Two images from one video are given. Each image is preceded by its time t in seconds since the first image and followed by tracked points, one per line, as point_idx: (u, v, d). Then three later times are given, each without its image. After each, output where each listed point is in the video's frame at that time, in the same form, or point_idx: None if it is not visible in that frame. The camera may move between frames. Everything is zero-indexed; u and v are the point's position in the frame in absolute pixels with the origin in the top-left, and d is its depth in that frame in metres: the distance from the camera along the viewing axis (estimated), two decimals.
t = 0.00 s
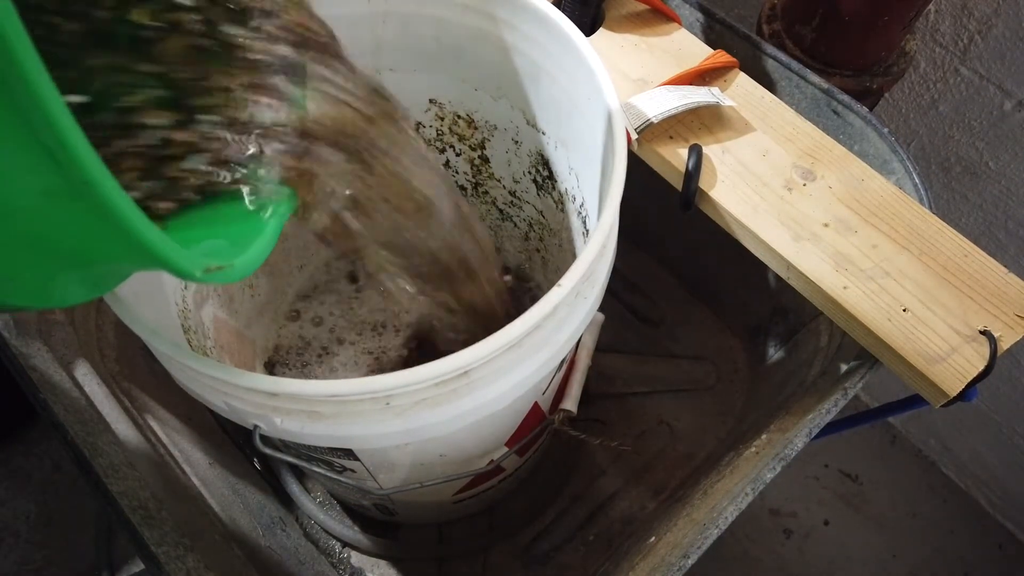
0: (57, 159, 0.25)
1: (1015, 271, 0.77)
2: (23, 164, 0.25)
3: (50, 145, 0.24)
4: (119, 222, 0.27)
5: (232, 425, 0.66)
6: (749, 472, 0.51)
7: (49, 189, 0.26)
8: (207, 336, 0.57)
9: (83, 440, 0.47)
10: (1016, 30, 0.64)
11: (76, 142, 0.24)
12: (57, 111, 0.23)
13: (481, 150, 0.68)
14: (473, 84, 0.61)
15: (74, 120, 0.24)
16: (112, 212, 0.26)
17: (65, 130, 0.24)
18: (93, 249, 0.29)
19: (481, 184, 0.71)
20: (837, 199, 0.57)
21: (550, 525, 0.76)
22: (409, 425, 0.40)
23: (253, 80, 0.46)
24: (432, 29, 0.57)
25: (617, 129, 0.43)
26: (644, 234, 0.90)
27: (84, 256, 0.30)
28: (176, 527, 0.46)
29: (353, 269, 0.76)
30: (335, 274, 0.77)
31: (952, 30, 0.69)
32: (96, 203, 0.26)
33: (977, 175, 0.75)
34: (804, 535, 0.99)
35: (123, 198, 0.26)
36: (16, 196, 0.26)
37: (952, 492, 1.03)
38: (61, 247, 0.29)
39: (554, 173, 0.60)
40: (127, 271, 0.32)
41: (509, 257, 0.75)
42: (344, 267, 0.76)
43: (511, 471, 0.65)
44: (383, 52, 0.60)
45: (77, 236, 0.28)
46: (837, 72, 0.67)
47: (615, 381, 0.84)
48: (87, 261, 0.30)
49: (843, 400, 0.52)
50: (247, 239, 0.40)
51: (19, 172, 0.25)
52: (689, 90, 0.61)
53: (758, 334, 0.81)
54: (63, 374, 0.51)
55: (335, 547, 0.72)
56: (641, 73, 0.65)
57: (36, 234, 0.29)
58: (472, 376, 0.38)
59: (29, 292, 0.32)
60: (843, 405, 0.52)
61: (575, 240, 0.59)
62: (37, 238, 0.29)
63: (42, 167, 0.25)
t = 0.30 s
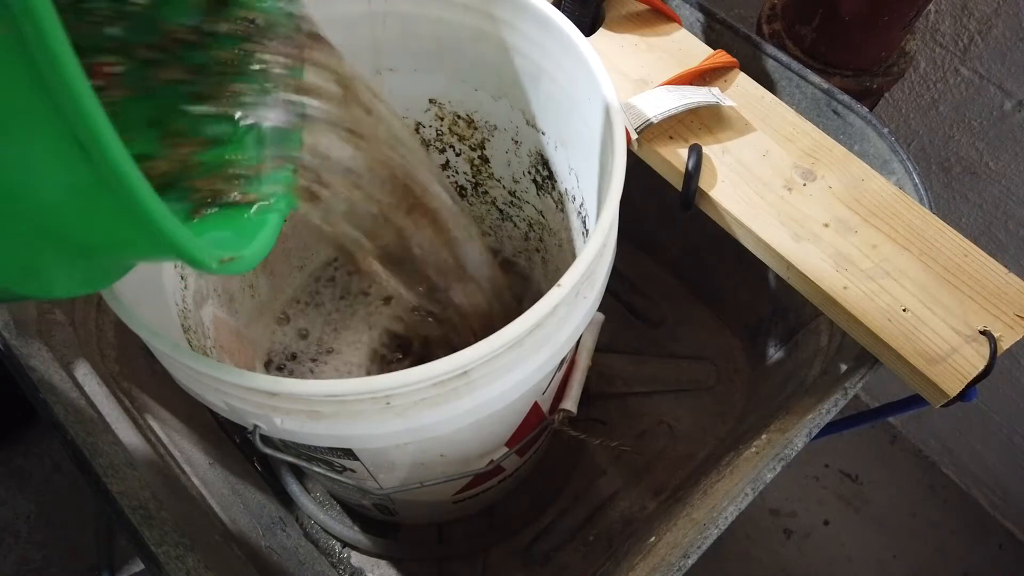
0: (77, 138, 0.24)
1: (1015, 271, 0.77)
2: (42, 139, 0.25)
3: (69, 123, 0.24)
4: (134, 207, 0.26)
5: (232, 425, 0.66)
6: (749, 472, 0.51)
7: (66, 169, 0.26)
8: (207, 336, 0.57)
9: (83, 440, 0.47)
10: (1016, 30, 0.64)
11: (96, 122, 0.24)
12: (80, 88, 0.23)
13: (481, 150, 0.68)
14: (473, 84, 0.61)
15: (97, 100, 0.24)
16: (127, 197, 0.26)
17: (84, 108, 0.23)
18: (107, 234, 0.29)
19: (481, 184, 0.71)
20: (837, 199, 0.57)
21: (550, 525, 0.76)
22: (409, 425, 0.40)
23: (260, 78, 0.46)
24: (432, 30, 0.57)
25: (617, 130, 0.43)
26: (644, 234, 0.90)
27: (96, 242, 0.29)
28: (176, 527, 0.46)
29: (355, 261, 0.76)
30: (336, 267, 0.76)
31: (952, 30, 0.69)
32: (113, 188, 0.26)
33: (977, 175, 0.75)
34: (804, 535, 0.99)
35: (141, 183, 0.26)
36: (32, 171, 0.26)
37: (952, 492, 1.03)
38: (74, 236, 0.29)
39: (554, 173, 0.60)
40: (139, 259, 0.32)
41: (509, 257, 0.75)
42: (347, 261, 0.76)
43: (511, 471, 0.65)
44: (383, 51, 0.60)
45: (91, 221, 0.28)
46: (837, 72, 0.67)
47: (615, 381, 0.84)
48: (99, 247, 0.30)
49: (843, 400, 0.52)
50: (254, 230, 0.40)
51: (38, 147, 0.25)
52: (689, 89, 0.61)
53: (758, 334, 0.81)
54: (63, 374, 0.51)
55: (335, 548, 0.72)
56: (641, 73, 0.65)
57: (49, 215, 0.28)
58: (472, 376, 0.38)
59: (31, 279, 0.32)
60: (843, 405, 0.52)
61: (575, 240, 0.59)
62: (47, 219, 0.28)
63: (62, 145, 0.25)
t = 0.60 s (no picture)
0: (80, 126, 0.24)
1: (1015, 271, 0.77)
2: (46, 124, 0.25)
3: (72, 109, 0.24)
4: (135, 198, 0.26)
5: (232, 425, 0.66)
6: (748, 472, 0.51)
7: (66, 155, 0.26)
8: (207, 336, 0.57)
9: (83, 440, 0.47)
10: (1016, 29, 0.64)
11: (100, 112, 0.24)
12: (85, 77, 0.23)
13: (480, 150, 0.67)
14: (473, 84, 0.61)
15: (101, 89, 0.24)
16: (127, 186, 0.26)
17: (89, 97, 0.23)
18: (104, 220, 0.29)
19: (480, 184, 0.71)
20: (837, 199, 0.57)
21: (550, 525, 0.76)
22: (408, 425, 0.40)
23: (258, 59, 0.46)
24: (432, 30, 0.57)
25: (616, 130, 0.43)
26: (644, 234, 0.90)
27: (93, 227, 0.29)
28: (176, 527, 0.46)
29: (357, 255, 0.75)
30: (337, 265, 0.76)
31: (952, 30, 0.69)
32: (115, 177, 0.26)
33: (977, 175, 0.75)
34: (804, 535, 0.99)
35: (143, 174, 0.26)
36: (33, 155, 0.26)
37: (953, 492, 1.03)
38: (71, 219, 0.29)
39: (554, 173, 0.60)
40: (133, 241, 0.31)
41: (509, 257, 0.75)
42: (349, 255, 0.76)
43: (511, 471, 0.65)
44: (383, 52, 0.60)
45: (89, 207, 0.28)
46: (837, 72, 0.67)
47: (615, 380, 0.84)
48: (96, 232, 0.30)
49: (843, 400, 0.52)
50: (252, 200, 0.39)
51: (40, 132, 0.25)
52: (689, 89, 0.61)
53: (758, 334, 0.81)
54: (63, 375, 0.51)
55: (335, 548, 0.72)
56: (641, 73, 0.65)
57: (47, 197, 0.28)
58: (472, 376, 0.38)
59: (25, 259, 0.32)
60: (842, 405, 0.52)
61: (575, 239, 0.59)
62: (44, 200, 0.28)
63: (63, 131, 0.25)
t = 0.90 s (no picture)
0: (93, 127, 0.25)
1: (1015, 271, 0.77)
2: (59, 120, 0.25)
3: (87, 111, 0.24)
4: (139, 198, 0.27)
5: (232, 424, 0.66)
6: (748, 472, 0.51)
7: (76, 153, 0.26)
8: (207, 336, 0.57)
9: (83, 440, 0.47)
10: (1016, 30, 0.64)
11: (116, 116, 0.24)
12: (103, 81, 0.23)
13: (480, 150, 0.67)
14: (473, 84, 0.61)
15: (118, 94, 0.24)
16: (136, 187, 0.26)
17: (105, 100, 0.24)
18: (111, 214, 0.29)
19: (480, 184, 0.71)
20: (836, 199, 0.57)
21: (550, 525, 0.76)
22: (409, 425, 0.40)
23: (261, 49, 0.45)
24: (432, 29, 0.57)
25: (615, 129, 0.43)
26: (644, 234, 0.90)
27: (93, 218, 0.30)
28: (176, 527, 0.46)
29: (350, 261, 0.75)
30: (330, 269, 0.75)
31: (952, 30, 0.69)
32: (121, 176, 0.26)
33: (977, 174, 0.75)
34: (804, 535, 0.99)
35: (153, 176, 0.26)
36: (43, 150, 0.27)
37: (953, 492, 1.03)
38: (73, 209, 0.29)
39: (553, 173, 0.60)
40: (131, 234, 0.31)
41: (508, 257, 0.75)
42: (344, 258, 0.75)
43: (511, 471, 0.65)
44: (383, 52, 0.60)
45: (97, 202, 0.28)
46: (837, 72, 0.67)
47: (615, 380, 0.84)
48: (101, 224, 0.30)
49: (843, 400, 0.52)
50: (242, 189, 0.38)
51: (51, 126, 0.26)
52: (688, 89, 0.61)
53: (758, 334, 0.81)
54: (63, 375, 0.51)
55: (335, 548, 0.72)
56: (640, 73, 0.65)
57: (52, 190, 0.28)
58: (472, 376, 0.38)
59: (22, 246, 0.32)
60: (843, 405, 0.52)
61: (575, 239, 0.59)
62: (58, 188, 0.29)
63: (74, 128, 0.25)
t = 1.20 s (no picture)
0: (105, 136, 0.26)
1: (1015, 270, 0.77)
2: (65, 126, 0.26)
3: (104, 122, 0.25)
4: (144, 199, 0.28)
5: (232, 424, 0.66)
6: (748, 471, 0.51)
7: (79, 157, 0.27)
8: (207, 336, 0.57)
9: (83, 440, 0.47)
10: (1016, 30, 0.64)
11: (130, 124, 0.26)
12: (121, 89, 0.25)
13: (480, 150, 0.67)
14: (473, 84, 0.61)
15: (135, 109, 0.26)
16: (139, 193, 0.27)
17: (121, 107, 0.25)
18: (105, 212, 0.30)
19: (480, 184, 0.71)
20: (836, 199, 0.57)
21: (550, 525, 0.76)
22: (408, 425, 0.40)
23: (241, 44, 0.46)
24: (432, 29, 0.57)
25: (615, 130, 0.43)
26: (644, 234, 0.90)
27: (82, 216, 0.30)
28: (176, 527, 0.47)
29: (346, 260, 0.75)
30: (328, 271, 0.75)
31: (952, 30, 0.69)
32: (128, 178, 0.27)
33: (977, 174, 0.75)
34: (804, 536, 0.99)
35: (155, 183, 0.28)
36: (43, 149, 0.27)
37: (953, 492, 1.03)
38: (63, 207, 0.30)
39: (553, 173, 0.60)
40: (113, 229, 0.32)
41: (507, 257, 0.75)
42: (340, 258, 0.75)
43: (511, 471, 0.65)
44: (382, 52, 0.60)
45: (88, 203, 0.29)
46: (837, 72, 0.67)
47: (615, 380, 0.84)
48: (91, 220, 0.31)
49: (843, 400, 0.52)
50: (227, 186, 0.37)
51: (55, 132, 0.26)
52: (688, 89, 0.61)
53: (758, 334, 0.81)
54: (63, 375, 0.51)
55: (335, 548, 0.72)
56: (640, 73, 0.65)
57: (39, 190, 0.29)
58: (471, 376, 0.38)
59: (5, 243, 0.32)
60: (842, 405, 0.52)
61: (575, 239, 0.59)
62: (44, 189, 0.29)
63: (82, 131, 0.26)
